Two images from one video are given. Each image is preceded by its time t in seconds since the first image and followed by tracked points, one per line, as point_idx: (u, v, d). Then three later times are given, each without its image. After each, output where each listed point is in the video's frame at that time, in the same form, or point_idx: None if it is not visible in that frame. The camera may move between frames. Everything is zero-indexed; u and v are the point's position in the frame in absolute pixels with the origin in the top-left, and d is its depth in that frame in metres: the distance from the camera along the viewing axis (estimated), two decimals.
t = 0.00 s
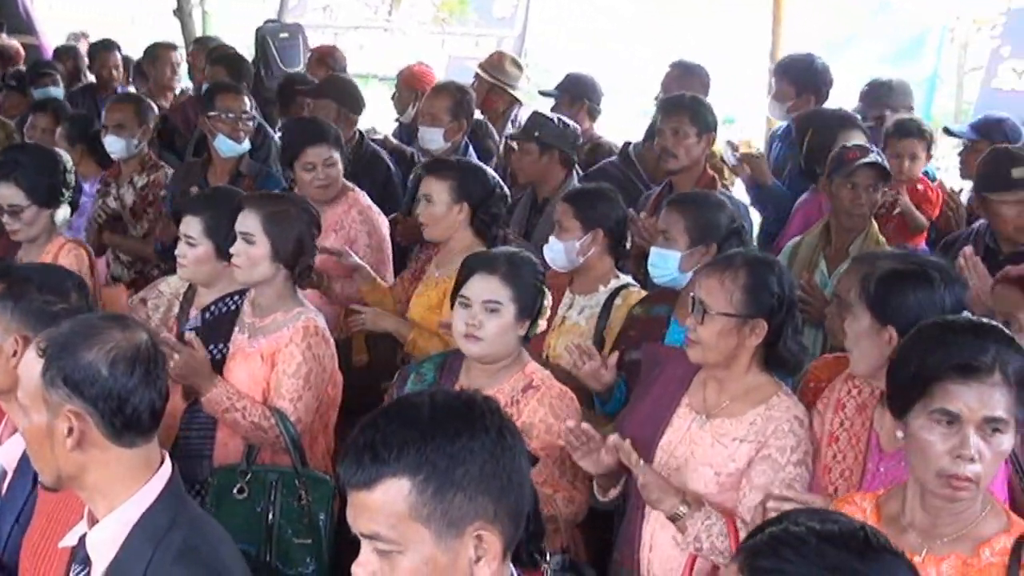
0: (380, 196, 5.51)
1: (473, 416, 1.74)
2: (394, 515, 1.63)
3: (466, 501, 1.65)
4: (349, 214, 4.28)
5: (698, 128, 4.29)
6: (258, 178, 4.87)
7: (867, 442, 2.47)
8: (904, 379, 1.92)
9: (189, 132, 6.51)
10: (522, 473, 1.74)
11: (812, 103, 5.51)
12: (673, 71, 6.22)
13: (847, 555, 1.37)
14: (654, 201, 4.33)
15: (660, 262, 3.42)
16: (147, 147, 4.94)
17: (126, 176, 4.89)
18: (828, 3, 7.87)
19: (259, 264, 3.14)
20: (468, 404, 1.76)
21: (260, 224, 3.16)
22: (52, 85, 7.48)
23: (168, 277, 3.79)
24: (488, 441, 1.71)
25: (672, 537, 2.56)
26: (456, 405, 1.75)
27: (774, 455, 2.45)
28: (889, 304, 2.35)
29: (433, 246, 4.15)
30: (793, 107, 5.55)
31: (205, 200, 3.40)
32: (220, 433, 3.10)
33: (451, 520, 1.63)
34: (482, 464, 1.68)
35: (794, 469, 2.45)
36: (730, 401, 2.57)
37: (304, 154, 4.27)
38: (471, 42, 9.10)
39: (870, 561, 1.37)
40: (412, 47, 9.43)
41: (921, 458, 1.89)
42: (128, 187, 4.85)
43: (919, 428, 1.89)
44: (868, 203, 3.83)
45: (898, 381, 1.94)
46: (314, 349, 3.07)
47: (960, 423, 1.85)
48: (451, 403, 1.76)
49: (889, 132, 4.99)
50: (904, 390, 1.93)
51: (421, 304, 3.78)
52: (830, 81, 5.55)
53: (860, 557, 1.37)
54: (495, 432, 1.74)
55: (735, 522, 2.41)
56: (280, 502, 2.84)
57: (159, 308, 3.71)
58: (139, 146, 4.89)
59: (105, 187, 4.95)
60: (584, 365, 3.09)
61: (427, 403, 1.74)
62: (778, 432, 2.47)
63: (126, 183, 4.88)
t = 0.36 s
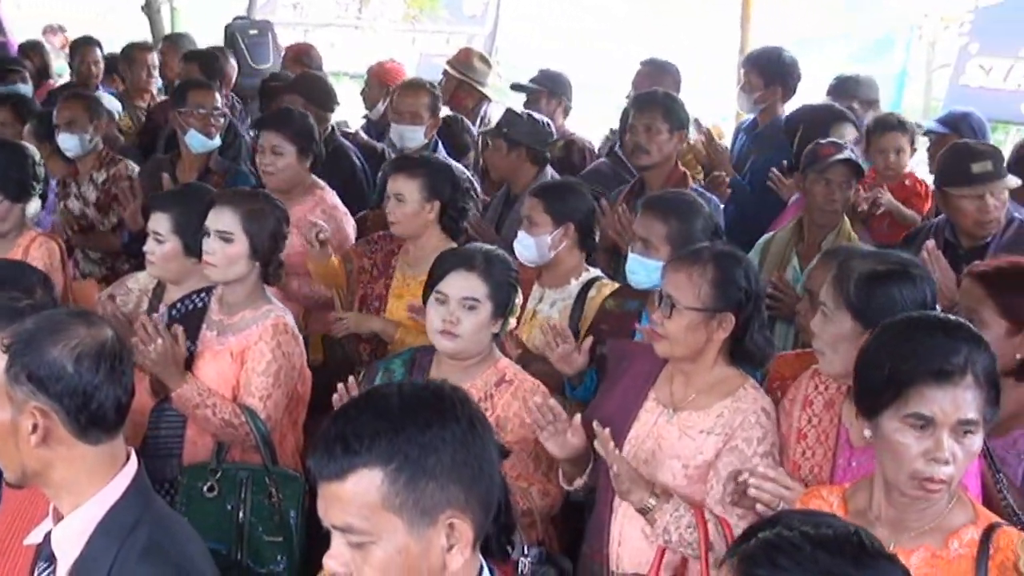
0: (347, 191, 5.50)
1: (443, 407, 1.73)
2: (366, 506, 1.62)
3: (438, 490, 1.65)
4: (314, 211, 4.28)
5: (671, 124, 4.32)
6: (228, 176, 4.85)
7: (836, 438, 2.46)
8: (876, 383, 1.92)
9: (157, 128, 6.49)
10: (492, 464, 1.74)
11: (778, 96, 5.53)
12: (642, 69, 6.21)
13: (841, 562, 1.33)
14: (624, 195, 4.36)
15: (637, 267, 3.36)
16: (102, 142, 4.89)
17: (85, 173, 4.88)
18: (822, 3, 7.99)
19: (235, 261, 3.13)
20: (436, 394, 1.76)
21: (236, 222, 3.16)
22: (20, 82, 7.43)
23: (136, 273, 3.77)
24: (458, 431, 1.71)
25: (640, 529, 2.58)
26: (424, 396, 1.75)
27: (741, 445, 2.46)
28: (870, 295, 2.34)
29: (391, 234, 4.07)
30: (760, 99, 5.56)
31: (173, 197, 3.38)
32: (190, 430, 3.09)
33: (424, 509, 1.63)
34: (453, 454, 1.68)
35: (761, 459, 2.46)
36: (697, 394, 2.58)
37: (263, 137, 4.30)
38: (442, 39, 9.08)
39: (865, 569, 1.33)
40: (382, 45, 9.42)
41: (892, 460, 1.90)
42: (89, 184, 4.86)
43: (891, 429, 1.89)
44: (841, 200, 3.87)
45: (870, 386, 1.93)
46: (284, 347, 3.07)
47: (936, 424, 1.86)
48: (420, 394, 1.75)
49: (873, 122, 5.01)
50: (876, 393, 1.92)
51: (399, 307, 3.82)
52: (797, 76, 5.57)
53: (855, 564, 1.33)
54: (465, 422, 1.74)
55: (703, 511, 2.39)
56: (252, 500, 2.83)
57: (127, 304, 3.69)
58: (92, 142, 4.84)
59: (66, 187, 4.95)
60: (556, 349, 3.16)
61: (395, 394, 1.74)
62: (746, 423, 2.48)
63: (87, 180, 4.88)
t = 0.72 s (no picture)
0: (320, 187, 5.49)
1: (409, 398, 1.74)
2: (335, 499, 1.63)
3: (406, 482, 1.65)
4: (277, 207, 4.27)
5: (647, 120, 4.33)
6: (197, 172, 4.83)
7: (802, 432, 2.49)
8: (873, 404, 1.85)
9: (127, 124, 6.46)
10: (459, 456, 1.75)
11: (746, 91, 5.54)
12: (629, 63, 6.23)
13: (828, 564, 1.29)
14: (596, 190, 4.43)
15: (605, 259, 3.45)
16: (66, 138, 4.94)
17: (50, 168, 4.93)
18: (817, 3, 7.83)
19: (209, 259, 3.13)
20: (403, 387, 1.77)
21: (212, 219, 3.16)
22: None
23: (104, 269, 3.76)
24: (425, 423, 1.72)
25: (610, 527, 2.59)
26: (391, 388, 1.76)
27: (708, 437, 2.48)
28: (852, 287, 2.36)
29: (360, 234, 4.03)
30: (728, 94, 5.59)
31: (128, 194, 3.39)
32: (161, 429, 3.09)
33: (392, 501, 1.63)
34: (420, 447, 1.68)
35: (727, 452, 2.48)
36: (664, 386, 2.59)
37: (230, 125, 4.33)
38: (414, 34, 9.00)
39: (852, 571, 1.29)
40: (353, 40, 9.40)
41: (885, 475, 1.89)
42: (56, 179, 4.92)
43: (892, 452, 1.86)
44: (814, 191, 3.87)
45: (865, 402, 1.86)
46: (256, 346, 3.07)
47: (936, 444, 1.84)
48: (387, 386, 1.76)
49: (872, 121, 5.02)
50: (872, 410, 1.85)
51: (373, 308, 3.85)
52: (766, 74, 5.59)
53: (842, 566, 1.29)
54: (432, 414, 1.75)
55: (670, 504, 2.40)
56: (224, 500, 2.83)
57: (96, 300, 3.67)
58: (55, 138, 4.91)
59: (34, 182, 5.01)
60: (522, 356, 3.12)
61: (363, 386, 1.75)
62: (712, 416, 2.50)
63: (53, 175, 4.94)
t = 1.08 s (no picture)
0: (297, 183, 5.50)
1: (375, 384, 1.75)
2: (302, 485, 1.63)
3: (373, 467, 1.65)
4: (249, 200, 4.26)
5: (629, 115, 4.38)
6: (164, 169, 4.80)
7: (768, 423, 2.46)
8: (873, 426, 1.82)
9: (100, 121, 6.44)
10: (425, 442, 1.75)
11: (718, 84, 5.57)
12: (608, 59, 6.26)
13: (811, 562, 1.29)
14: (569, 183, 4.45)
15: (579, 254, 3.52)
16: (46, 135, 4.93)
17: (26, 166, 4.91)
18: None
19: (179, 256, 3.12)
20: (369, 374, 1.77)
21: (183, 216, 3.15)
22: None
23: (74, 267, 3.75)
24: (391, 409, 1.72)
25: (578, 517, 2.60)
26: (356, 375, 1.76)
27: (675, 428, 2.50)
28: (827, 288, 2.38)
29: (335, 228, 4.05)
30: (699, 88, 5.61)
31: (81, 198, 3.44)
32: (133, 428, 3.08)
33: (359, 487, 1.63)
34: (386, 432, 1.69)
35: (694, 441, 2.50)
36: (631, 378, 2.60)
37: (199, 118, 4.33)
38: (388, 30, 8.99)
39: (837, 569, 1.29)
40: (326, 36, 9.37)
41: (886, 494, 1.85)
42: (29, 176, 4.89)
43: (896, 471, 1.83)
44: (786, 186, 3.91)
45: (860, 424, 1.83)
46: (226, 343, 3.05)
47: (936, 455, 1.84)
48: (352, 373, 1.76)
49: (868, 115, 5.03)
50: (870, 431, 1.82)
51: (343, 302, 3.80)
52: (737, 66, 5.60)
53: (826, 565, 1.29)
54: (397, 400, 1.75)
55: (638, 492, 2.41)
56: (195, 497, 2.81)
57: (66, 298, 3.66)
58: (36, 135, 4.88)
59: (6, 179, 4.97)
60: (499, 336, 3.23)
61: (328, 373, 1.75)
62: (678, 405, 2.52)
63: (27, 172, 4.90)
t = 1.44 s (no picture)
0: (261, 182, 5.49)
1: (330, 385, 1.74)
2: (256, 485, 1.63)
3: (327, 467, 1.65)
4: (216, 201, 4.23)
5: (579, 113, 4.33)
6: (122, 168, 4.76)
7: (727, 423, 2.50)
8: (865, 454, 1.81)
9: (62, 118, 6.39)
10: (384, 441, 1.75)
11: (677, 81, 5.58)
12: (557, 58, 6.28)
13: (809, 564, 1.31)
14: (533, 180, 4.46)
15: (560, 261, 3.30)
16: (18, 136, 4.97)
17: None
18: None
19: (142, 256, 3.10)
20: (326, 372, 1.77)
21: (146, 217, 3.13)
22: None
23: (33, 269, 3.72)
24: (345, 408, 1.72)
25: (535, 515, 2.61)
26: (311, 373, 1.76)
27: (631, 422, 2.51)
28: (760, 320, 2.27)
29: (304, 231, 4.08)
30: (659, 84, 5.61)
31: (40, 197, 3.42)
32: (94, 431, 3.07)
33: (312, 487, 1.63)
34: (341, 432, 1.68)
35: (650, 436, 2.52)
36: (587, 374, 2.60)
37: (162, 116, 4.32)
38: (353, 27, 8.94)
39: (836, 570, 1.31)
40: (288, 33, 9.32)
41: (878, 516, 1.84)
42: None
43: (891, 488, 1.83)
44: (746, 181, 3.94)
45: (848, 453, 1.82)
46: (187, 345, 3.04)
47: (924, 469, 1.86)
48: (307, 372, 1.76)
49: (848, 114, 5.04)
50: (863, 459, 1.82)
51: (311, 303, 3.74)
52: (695, 61, 5.63)
53: (824, 567, 1.31)
54: (353, 399, 1.74)
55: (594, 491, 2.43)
56: (156, 501, 2.80)
57: (25, 300, 3.63)
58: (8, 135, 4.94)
59: None
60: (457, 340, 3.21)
61: (284, 373, 1.75)
62: (633, 401, 2.53)
63: None
